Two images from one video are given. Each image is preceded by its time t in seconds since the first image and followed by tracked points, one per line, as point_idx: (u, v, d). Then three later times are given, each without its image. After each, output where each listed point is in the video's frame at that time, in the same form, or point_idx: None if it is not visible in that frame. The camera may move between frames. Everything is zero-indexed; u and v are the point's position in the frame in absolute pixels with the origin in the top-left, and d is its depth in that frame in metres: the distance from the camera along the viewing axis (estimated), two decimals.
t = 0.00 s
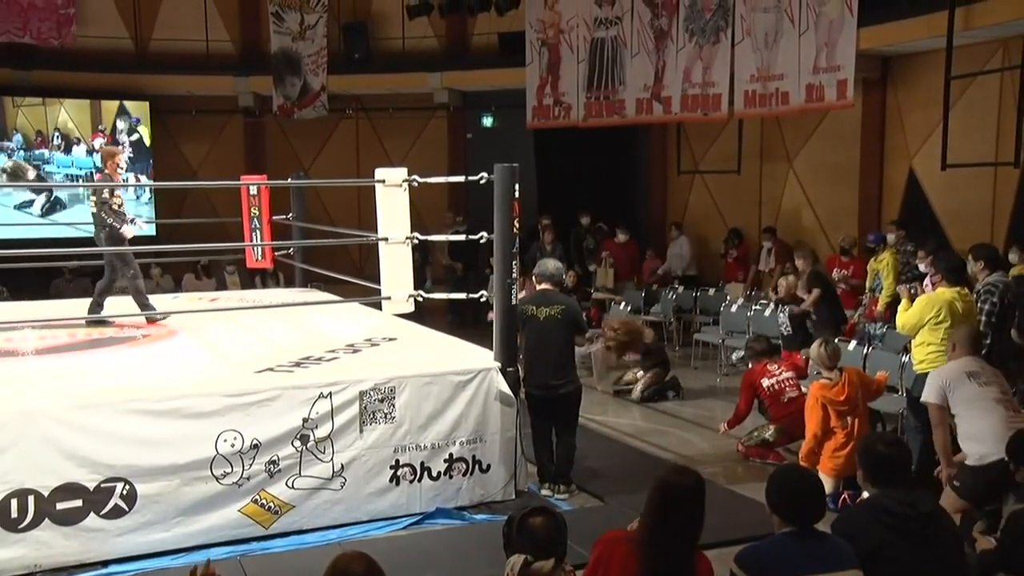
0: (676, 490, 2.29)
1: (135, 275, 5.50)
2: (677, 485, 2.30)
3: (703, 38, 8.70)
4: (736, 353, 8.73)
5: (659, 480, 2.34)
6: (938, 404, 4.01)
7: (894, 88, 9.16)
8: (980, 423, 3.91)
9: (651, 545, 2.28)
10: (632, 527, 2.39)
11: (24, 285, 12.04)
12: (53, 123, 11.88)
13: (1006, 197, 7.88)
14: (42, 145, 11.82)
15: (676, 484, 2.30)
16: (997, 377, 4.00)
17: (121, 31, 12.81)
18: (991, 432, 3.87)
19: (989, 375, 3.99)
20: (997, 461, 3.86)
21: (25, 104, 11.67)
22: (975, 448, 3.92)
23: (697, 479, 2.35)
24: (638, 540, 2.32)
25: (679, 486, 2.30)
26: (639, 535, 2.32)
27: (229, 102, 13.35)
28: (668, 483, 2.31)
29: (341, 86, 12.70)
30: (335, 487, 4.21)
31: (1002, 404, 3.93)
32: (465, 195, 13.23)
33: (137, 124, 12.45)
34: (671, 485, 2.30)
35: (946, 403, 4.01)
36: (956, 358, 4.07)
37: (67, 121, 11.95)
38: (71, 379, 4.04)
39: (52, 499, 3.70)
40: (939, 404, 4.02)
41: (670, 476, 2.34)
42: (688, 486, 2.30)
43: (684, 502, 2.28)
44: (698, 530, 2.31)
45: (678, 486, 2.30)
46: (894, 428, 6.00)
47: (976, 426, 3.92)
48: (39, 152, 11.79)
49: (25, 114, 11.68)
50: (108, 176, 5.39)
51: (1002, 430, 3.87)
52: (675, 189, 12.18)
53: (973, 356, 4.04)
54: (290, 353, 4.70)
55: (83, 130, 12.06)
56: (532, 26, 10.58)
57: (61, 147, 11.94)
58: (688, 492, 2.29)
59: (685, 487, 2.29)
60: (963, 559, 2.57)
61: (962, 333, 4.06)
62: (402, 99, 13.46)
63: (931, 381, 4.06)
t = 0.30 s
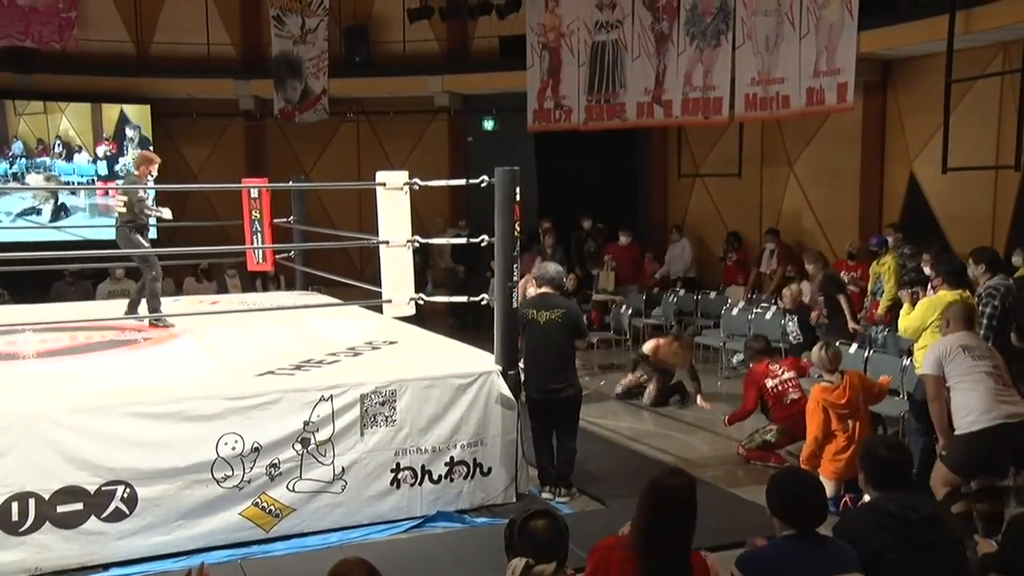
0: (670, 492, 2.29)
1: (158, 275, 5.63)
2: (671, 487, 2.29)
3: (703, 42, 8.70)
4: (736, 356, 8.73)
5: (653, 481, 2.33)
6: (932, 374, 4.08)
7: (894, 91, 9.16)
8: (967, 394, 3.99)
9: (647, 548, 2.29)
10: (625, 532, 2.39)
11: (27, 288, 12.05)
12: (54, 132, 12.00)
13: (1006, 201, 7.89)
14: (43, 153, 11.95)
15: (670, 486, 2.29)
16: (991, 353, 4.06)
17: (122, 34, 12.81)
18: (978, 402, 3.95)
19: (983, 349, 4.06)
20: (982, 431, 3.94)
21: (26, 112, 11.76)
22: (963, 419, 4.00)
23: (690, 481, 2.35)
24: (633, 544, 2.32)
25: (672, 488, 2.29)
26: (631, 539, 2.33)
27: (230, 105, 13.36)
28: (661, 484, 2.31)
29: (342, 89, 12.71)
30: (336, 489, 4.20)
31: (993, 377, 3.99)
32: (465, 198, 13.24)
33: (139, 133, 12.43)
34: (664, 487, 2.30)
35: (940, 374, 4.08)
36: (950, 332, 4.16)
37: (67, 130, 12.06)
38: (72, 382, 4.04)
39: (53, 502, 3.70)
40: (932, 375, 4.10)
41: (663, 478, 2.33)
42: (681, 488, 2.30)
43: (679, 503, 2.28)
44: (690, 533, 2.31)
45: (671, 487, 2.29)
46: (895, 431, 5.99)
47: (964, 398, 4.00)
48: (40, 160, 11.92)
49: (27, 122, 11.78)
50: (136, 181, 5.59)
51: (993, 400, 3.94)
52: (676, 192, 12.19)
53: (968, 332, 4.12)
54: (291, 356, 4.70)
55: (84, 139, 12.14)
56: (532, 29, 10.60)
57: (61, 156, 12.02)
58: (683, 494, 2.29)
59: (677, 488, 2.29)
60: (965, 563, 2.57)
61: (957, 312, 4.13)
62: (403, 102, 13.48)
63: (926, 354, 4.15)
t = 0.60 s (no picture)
0: (650, 494, 2.28)
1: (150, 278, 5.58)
2: (650, 487, 2.29)
3: (704, 43, 8.70)
4: (736, 357, 8.73)
5: (634, 483, 2.33)
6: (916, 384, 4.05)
7: (895, 92, 9.16)
8: (950, 403, 3.97)
9: (635, 552, 2.28)
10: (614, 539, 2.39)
11: (28, 290, 12.05)
12: (52, 134, 11.87)
13: (1006, 202, 7.89)
14: (40, 157, 11.78)
15: (650, 487, 2.29)
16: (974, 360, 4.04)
17: (122, 35, 12.81)
18: (960, 412, 3.93)
19: (967, 358, 4.03)
20: (965, 440, 3.92)
21: (24, 115, 11.66)
22: (945, 427, 3.98)
23: (670, 480, 2.34)
24: (622, 550, 2.31)
25: (652, 489, 2.28)
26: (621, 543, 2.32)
27: (230, 107, 13.37)
28: (642, 486, 2.30)
29: (342, 90, 12.70)
30: (337, 491, 4.20)
31: (976, 386, 3.97)
32: (466, 199, 13.24)
33: (140, 138, 12.44)
34: (644, 489, 2.29)
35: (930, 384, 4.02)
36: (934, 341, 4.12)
37: (67, 133, 11.95)
38: (71, 384, 4.03)
39: (53, 504, 3.70)
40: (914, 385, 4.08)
41: (646, 478, 2.33)
42: (660, 488, 2.29)
43: (664, 505, 2.28)
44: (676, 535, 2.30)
45: (651, 487, 2.29)
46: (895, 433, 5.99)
47: (947, 406, 3.97)
48: (37, 163, 11.73)
49: (24, 125, 11.66)
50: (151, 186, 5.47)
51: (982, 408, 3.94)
52: (676, 193, 12.19)
53: (952, 340, 4.08)
54: (291, 357, 4.70)
55: (82, 143, 12.05)
56: (532, 31, 10.60)
57: (60, 157, 11.87)
58: (666, 495, 2.28)
59: (658, 489, 2.29)
60: (965, 565, 2.57)
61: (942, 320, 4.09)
62: (403, 103, 13.49)
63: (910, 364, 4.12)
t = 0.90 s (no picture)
0: (641, 498, 2.28)
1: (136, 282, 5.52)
2: (640, 492, 2.29)
3: (703, 44, 8.70)
4: (736, 358, 8.74)
5: (623, 486, 2.33)
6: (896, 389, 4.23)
7: (894, 94, 9.16)
8: (928, 406, 4.13)
9: (628, 555, 2.28)
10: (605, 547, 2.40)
11: (28, 290, 12.06)
12: (49, 134, 11.87)
13: (1005, 203, 7.89)
14: (37, 157, 11.78)
15: (640, 491, 2.29)
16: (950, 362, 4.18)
17: (122, 36, 12.81)
18: (937, 415, 4.09)
19: (946, 361, 4.17)
20: (943, 441, 4.09)
21: (21, 116, 11.67)
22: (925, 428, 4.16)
23: (658, 483, 2.34)
24: (613, 557, 2.31)
25: (644, 493, 2.29)
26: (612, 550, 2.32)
27: (229, 108, 13.37)
28: (631, 489, 2.30)
29: (341, 91, 12.70)
30: (336, 492, 4.20)
31: (954, 388, 4.11)
32: (465, 200, 13.23)
33: (142, 139, 12.47)
34: (634, 493, 2.29)
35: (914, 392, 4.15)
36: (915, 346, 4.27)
37: (63, 132, 11.94)
38: (71, 385, 4.03)
39: (52, 505, 3.70)
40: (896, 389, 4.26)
41: (633, 483, 2.32)
42: (651, 492, 2.29)
43: (655, 507, 2.29)
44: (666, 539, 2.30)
45: (641, 491, 2.29)
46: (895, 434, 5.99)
47: (925, 409, 4.14)
48: (35, 163, 11.76)
49: (21, 125, 11.68)
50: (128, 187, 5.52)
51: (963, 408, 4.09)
52: (676, 195, 12.19)
53: (932, 344, 4.22)
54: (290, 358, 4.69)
55: (78, 142, 12.02)
56: (532, 32, 10.60)
57: (58, 157, 11.90)
58: (654, 497, 2.29)
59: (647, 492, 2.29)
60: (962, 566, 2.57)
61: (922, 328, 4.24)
62: (402, 104, 13.48)
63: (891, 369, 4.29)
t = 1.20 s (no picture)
0: (650, 505, 2.31)
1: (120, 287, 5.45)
2: (650, 498, 2.31)
3: (704, 45, 8.71)
4: (736, 359, 8.74)
5: (633, 491, 2.35)
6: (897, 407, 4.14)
7: (894, 94, 9.16)
8: (932, 423, 4.06)
9: (636, 559, 2.32)
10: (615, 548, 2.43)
11: (28, 292, 12.08)
12: (48, 138, 11.95)
13: (1006, 204, 7.89)
14: (35, 161, 11.92)
15: (649, 498, 2.31)
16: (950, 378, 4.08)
17: (123, 38, 12.82)
18: (941, 433, 4.02)
19: (947, 376, 4.09)
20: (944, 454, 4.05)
21: (19, 119, 11.74)
22: (930, 445, 4.09)
23: (670, 488, 2.36)
24: (621, 561, 2.35)
25: (653, 499, 2.31)
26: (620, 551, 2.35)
27: (230, 109, 13.38)
28: (640, 495, 2.33)
29: (341, 92, 12.70)
30: (337, 493, 4.20)
31: (958, 404, 4.03)
32: (466, 201, 13.24)
33: (144, 143, 12.51)
34: (644, 499, 2.32)
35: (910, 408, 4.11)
36: (913, 361, 4.18)
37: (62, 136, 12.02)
38: (72, 386, 4.03)
39: (52, 506, 3.70)
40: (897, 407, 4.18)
41: (644, 488, 2.34)
42: (661, 498, 2.31)
43: (664, 513, 2.31)
44: (676, 543, 2.34)
45: (651, 498, 2.31)
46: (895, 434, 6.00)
47: (929, 426, 4.07)
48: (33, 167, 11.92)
49: (20, 129, 11.76)
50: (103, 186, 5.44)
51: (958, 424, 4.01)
52: (676, 195, 12.19)
53: (930, 359, 4.14)
54: (290, 359, 4.69)
55: (78, 146, 12.08)
56: (532, 33, 10.61)
57: (56, 159, 12.03)
58: (666, 505, 2.31)
59: (658, 497, 2.31)
60: (962, 566, 2.57)
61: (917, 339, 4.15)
62: (403, 105, 13.49)
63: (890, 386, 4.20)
